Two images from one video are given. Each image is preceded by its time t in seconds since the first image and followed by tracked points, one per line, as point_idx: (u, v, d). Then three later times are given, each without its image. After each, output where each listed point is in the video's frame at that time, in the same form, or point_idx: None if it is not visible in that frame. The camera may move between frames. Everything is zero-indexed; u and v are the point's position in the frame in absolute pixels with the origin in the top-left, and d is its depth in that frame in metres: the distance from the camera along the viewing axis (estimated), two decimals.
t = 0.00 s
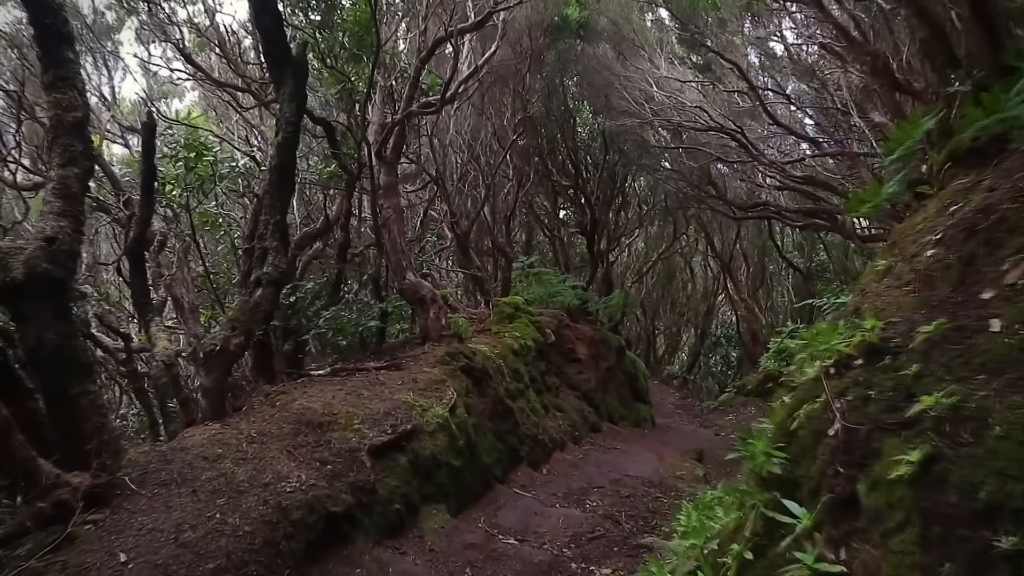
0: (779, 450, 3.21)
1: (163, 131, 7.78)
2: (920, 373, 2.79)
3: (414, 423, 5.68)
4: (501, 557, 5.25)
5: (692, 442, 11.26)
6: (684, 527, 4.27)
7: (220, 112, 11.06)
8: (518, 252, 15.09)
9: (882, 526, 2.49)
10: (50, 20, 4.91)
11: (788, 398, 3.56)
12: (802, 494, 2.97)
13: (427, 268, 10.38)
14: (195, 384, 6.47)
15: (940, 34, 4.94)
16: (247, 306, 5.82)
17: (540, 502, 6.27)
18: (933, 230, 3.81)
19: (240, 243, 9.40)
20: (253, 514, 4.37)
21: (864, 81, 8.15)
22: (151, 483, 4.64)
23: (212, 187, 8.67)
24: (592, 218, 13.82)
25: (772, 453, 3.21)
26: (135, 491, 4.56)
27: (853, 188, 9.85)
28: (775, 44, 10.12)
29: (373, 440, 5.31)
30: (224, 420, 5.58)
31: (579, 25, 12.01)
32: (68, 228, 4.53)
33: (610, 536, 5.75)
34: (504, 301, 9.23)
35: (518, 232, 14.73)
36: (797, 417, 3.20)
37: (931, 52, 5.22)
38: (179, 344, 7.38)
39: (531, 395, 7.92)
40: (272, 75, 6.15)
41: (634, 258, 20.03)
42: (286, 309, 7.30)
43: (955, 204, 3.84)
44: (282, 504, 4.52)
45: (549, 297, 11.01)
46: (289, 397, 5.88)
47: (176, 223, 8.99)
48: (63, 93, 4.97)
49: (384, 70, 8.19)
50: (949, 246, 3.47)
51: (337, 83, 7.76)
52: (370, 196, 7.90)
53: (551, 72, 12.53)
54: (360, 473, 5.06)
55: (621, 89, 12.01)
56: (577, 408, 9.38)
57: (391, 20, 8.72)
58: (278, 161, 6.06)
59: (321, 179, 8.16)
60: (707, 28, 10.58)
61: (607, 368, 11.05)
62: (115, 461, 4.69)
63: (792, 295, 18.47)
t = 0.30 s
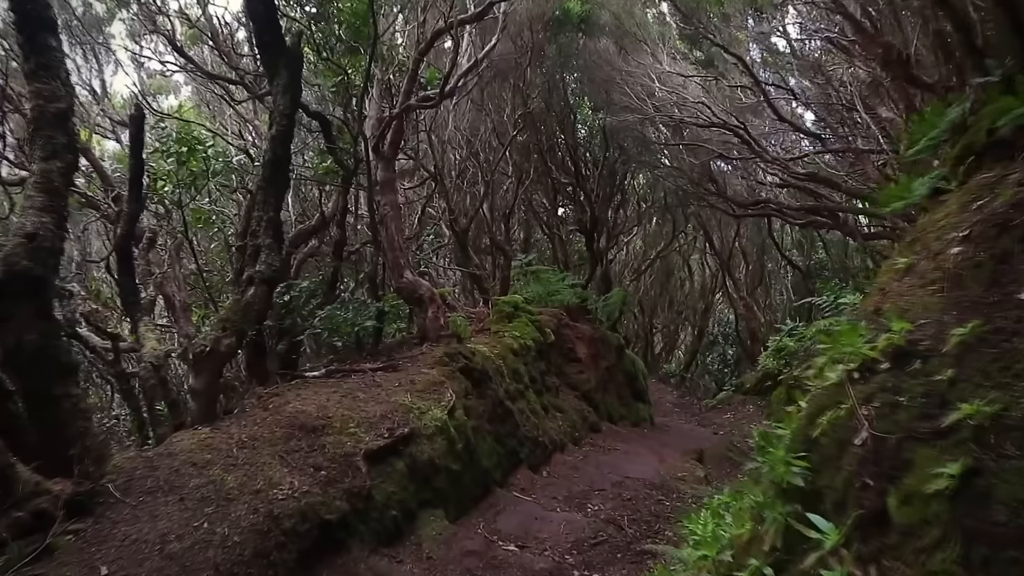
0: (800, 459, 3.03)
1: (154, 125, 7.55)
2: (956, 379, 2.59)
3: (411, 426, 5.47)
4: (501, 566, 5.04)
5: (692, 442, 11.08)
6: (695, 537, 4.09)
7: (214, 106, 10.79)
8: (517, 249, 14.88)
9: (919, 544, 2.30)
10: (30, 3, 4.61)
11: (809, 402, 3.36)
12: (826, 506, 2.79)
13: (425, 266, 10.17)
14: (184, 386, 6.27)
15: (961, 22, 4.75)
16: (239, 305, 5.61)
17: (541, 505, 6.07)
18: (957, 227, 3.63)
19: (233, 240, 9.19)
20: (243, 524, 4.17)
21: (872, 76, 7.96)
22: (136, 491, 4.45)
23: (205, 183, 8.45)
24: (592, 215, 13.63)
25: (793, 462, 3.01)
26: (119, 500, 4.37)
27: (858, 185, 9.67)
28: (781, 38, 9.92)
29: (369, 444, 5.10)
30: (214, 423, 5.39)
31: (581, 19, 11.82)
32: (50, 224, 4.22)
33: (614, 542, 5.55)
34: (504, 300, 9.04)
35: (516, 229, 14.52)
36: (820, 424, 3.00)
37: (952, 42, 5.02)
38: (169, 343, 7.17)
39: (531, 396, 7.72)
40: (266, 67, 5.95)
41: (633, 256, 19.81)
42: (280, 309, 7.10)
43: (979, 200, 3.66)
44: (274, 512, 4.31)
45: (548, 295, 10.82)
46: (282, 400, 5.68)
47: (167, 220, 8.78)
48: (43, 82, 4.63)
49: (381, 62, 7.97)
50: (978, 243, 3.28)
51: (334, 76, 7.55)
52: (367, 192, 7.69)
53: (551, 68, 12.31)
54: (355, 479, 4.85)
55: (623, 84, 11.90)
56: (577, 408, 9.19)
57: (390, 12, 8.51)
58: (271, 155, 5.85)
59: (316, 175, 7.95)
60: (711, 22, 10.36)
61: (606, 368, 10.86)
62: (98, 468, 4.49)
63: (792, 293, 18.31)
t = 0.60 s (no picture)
0: (825, 470, 2.90)
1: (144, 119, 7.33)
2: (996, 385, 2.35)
3: (409, 430, 5.24)
4: None
5: (693, 443, 10.92)
6: (707, 548, 3.91)
7: (206, 101, 10.54)
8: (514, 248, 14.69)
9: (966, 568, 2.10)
10: None
11: (833, 409, 3.21)
12: (856, 521, 2.60)
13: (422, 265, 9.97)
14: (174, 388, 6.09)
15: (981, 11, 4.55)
16: (230, 305, 5.43)
17: (542, 511, 5.87)
18: (985, 222, 3.43)
19: (226, 238, 9.01)
20: (232, 534, 3.97)
21: (880, 71, 7.79)
22: (121, 499, 4.26)
23: (197, 180, 8.25)
24: (591, 213, 13.44)
25: (818, 473, 2.89)
26: (103, 509, 4.18)
27: (862, 182, 9.50)
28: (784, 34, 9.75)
29: (364, 449, 4.88)
30: (205, 428, 5.10)
31: (581, 15, 11.63)
32: (32, 221, 4.04)
33: (619, 550, 5.33)
34: (503, 299, 8.85)
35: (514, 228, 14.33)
36: (847, 432, 2.85)
37: (972, 33, 4.82)
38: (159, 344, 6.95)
39: (531, 397, 7.52)
40: (258, 58, 5.74)
41: (631, 254, 19.63)
42: (273, 307, 6.85)
43: (1007, 193, 3.47)
44: (264, 522, 4.11)
45: (547, 294, 10.64)
46: (275, 403, 5.47)
47: (157, 217, 8.58)
48: (25, 71, 4.34)
49: (377, 55, 7.75)
50: (1011, 238, 3.08)
51: (329, 70, 7.36)
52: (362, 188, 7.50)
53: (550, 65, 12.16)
54: (349, 486, 4.63)
55: (624, 80, 11.85)
56: (577, 410, 9.01)
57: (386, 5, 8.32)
58: (263, 151, 5.66)
59: (310, 171, 7.74)
60: (714, 17, 10.17)
61: (606, 368, 10.69)
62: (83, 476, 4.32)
63: (792, 292, 18.18)
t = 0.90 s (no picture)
0: (859, 483, 2.57)
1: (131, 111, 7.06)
2: None
3: (406, 436, 4.96)
4: None
5: (698, 446, 10.69)
6: (730, 566, 3.59)
7: (197, 95, 10.28)
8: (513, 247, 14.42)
9: None
10: None
11: (863, 415, 2.94)
12: (898, 540, 2.33)
13: (418, 264, 9.69)
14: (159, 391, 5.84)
15: None
16: (217, 304, 5.16)
17: (545, 521, 5.60)
18: None
19: (216, 236, 8.76)
20: (216, 550, 3.69)
21: (886, 64, 7.57)
22: (97, 511, 3.99)
23: (185, 175, 7.99)
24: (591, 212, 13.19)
25: (852, 486, 2.55)
26: (78, 522, 3.91)
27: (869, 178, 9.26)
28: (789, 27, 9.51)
29: (358, 457, 4.60)
30: (189, 434, 4.95)
31: (581, 9, 11.14)
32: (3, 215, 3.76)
33: (627, 563, 5.06)
34: (503, 299, 8.59)
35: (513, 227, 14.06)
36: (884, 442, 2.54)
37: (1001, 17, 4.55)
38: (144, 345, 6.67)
39: (532, 401, 7.24)
40: (247, 46, 5.51)
41: (631, 254, 19.37)
42: (264, 307, 6.58)
43: None
44: (251, 536, 3.82)
45: (547, 294, 10.37)
46: (264, 408, 5.20)
47: (145, 215, 8.30)
48: None
49: (371, 47, 7.47)
50: None
51: (322, 62, 7.10)
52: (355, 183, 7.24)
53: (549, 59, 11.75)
54: (343, 496, 4.33)
55: (624, 75, 11.53)
56: (579, 413, 8.74)
57: None
58: (252, 143, 5.40)
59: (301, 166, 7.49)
60: (716, 10, 9.91)
61: (608, 369, 10.44)
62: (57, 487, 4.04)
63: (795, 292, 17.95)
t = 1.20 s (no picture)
0: (894, 492, 2.17)
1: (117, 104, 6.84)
2: None
3: (402, 442, 4.70)
4: None
5: (700, 449, 10.46)
6: None
7: (187, 90, 10.08)
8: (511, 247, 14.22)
9: None
10: None
11: (895, 420, 2.72)
12: (943, 556, 1.99)
13: (414, 264, 9.47)
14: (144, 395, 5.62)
15: None
16: (203, 304, 4.95)
17: (547, 530, 5.35)
18: None
19: (205, 235, 8.55)
20: (200, 565, 3.44)
21: (894, 57, 7.39)
22: (72, 525, 3.74)
23: (173, 171, 7.77)
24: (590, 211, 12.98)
25: (886, 496, 2.14)
26: (52, 537, 3.67)
27: (876, 174, 9.06)
28: (790, 20, 9.33)
29: (352, 465, 4.35)
30: (173, 442, 4.72)
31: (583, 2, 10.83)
32: None
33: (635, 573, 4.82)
34: (502, 299, 8.36)
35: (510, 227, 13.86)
36: (922, 448, 2.20)
37: None
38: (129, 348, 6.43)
39: (532, 404, 7.02)
40: (235, 33, 5.30)
41: (630, 255, 19.20)
42: (253, 308, 6.26)
43: None
44: (237, 550, 3.58)
45: (547, 294, 10.15)
46: (253, 414, 4.97)
47: (131, 213, 8.07)
48: None
49: (366, 39, 7.25)
50: None
51: (313, 54, 6.90)
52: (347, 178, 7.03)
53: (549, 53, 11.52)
54: (335, 506, 4.07)
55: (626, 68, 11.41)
56: (580, 417, 8.53)
57: None
58: (240, 135, 5.20)
59: (293, 161, 7.28)
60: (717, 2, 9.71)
61: (609, 371, 10.22)
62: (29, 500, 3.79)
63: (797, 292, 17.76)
